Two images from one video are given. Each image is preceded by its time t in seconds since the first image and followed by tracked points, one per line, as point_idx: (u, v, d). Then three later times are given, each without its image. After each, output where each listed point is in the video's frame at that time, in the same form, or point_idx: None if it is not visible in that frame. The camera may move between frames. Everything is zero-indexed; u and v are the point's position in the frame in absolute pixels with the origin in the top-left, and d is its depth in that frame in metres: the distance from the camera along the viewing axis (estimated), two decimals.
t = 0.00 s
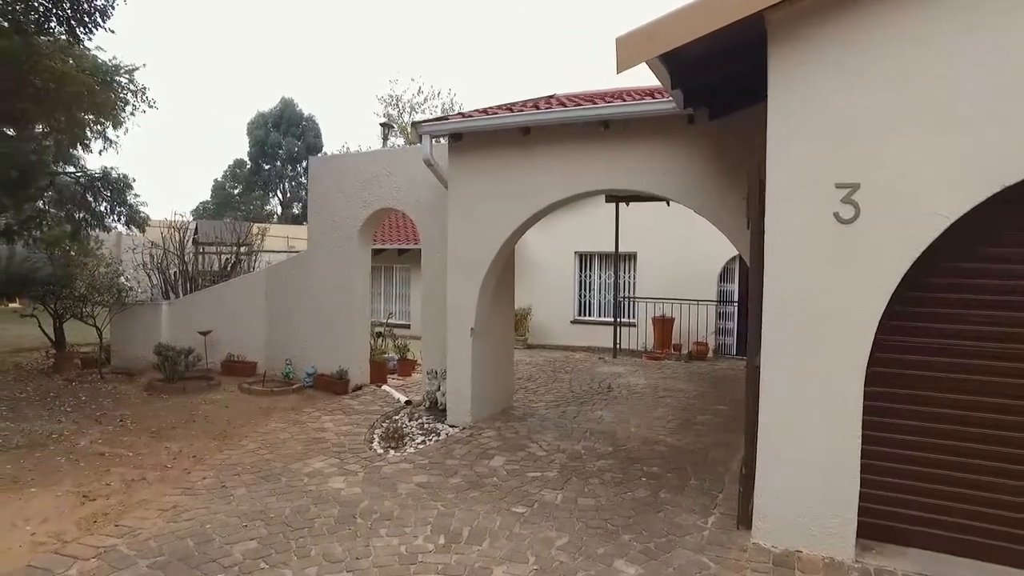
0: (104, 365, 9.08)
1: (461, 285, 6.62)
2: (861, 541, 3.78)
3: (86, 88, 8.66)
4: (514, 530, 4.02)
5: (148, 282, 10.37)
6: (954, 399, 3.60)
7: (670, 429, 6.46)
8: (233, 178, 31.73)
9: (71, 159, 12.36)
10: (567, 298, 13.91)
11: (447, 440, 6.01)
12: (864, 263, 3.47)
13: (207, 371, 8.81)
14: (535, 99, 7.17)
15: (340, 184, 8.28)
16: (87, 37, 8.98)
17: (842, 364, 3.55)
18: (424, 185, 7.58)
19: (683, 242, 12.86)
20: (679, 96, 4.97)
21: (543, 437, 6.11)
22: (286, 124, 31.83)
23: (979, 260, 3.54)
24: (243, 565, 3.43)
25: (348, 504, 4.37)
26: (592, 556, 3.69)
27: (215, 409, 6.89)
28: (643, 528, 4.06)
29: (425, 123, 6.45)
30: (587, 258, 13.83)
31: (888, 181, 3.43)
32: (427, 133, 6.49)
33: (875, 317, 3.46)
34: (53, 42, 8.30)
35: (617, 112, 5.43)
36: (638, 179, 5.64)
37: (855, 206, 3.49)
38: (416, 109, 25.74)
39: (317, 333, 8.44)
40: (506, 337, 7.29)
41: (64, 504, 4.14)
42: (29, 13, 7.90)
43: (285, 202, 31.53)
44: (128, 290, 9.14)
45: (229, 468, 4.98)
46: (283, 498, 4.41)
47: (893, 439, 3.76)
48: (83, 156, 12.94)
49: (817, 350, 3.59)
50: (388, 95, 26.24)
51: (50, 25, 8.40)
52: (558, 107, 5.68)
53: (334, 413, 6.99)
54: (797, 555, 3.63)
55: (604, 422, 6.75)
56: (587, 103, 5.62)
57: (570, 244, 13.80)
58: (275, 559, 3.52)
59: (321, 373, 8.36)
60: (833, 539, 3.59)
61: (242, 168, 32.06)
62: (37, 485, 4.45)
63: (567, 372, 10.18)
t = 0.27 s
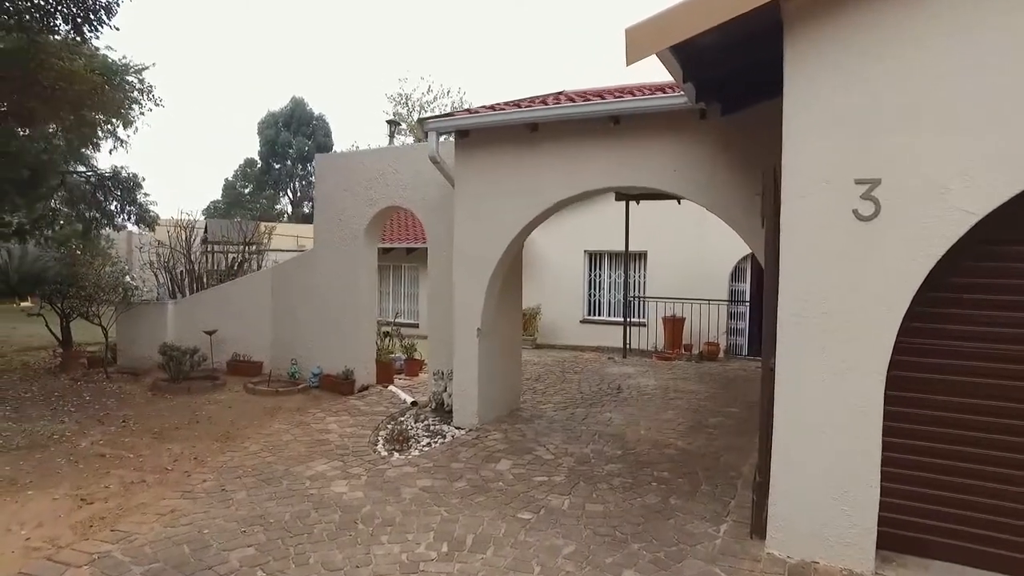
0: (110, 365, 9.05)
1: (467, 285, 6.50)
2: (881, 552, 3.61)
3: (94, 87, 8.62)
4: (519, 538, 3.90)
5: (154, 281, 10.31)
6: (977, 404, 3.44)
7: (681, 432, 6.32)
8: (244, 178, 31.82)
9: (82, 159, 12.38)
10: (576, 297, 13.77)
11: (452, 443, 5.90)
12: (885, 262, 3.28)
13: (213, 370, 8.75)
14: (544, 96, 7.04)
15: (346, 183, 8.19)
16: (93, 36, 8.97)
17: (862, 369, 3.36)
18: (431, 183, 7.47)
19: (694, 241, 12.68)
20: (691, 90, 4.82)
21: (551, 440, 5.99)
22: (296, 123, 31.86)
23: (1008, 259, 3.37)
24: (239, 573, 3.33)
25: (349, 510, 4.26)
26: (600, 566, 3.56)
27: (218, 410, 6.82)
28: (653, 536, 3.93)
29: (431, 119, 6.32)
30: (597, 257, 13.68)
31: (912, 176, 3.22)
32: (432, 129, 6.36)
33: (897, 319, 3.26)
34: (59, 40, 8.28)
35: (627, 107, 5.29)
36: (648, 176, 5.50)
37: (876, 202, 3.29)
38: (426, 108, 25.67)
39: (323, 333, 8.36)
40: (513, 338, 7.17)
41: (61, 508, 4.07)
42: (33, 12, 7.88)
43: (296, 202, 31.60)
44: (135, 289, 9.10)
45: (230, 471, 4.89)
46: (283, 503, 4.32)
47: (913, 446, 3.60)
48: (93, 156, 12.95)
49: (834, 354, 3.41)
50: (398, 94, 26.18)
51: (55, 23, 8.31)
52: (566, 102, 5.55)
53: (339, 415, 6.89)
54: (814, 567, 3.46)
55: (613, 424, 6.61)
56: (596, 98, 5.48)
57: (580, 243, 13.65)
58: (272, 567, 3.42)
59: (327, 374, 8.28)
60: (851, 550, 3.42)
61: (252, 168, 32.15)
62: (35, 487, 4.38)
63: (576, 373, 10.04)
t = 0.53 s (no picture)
0: (116, 364, 9.00)
1: (474, 284, 6.37)
2: (906, 566, 3.43)
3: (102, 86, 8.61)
4: (525, 546, 3.76)
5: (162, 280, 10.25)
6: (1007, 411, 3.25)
7: (693, 435, 6.15)
8: (255, 177, 31.88)
9: (92, 158, 12.38)
10: (586, 296, 13.60)
11: (458, 446, 5.77)
12: (910, 260, 3.09)
13: (218, 370, 8.68)
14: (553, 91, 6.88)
15: (351, 180, 8.09)
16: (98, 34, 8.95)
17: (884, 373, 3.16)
18: (438, 181, 7.34)
19: (706, 240, 12.48)
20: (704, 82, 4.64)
21: (559, 443, 5.84)
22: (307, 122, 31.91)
23: None
24: None
25: (351, 516, 4.14)
26: None
27: (222, 411, 6.73)
28: (664, 546, 3.77)
29: (436, 114, 6.18)
30: (607, 256, 13.50)
31: (939, 169, 3.03)
32: (438, 125, 6.22)
33: (923, 321, 3.06)
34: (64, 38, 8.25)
35: (637, 101, 5.13)
36: (659, 173, 5.34)
37: (899, 197, 3.10)
38: (436, 106, 25.56)
39: (329, 333, 8.27)
40: (521, 338, 7.03)
41: (56, 512, 3.97)
42: (37, 9, 7.86)
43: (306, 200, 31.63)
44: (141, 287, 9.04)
45: (231, 474, 4.79)
46: (283, 508, 4.20)
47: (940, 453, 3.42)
48: (104, 155, 12.96)
49: (855, 358, 3.21)
50: (408, 92, 26.08)
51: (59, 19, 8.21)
52: (575, 97, 5.40)
53: (344, 416, 6.78)
54: None
55: (623, 427, 6.46)
56: (606, 92, 5.33)
57: (590, 241, 13.49)
58: None
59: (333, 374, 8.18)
60: (873, 564, 3.22)
61: (263, 166, 32.21)
62: (31, 490, 4.29)
63: (586, 373, 9.88)
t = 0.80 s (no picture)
0: (118, 362, 8.94)
1: (477, 281, 6.23)
2: None
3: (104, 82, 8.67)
4: (526, 553, 3.62)
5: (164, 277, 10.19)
6: None
7: (702, 436, 5.99)
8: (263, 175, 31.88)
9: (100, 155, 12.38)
10: (594, 294, 13.43)
11: (461, 447, 5.64)
12: (932, 254, 2.90)
13: (220, 368, 8.59)
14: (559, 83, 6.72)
15: (354, 176, 7.97)
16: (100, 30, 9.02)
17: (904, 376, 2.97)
18: (442, 176, 7.20)
19: (716, 237, 12.28)
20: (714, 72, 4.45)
21: (564, 444, 5.69)
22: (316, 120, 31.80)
23: None
24: None
25: (347, 519, 4.01)
26: None
27: (222, 410, 6.64)
28: (671, 554, 3.62)
29: (439, 108, 6.03)
30: (615, 253, 13.33)
31: (964, 156, 2.82)
32: (440, 118, 6.07)
33: (946, 320, 2.87)
34: (64, 33, 8.35)
35: (646, 92, 4.97)
36: (669, 166, 5.17)
37: (921, 188, 2.91)
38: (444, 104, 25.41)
39: (332, 330, 8.16)
40: (526, 336, 6.89)
41: (45, 514, 3.87)
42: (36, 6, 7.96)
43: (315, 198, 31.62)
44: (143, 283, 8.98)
45: (226, 476, 4.67)
46: (278, 511, 4.08)
47: (962, 459, 3.20)
48: (112, 153, 12.97)
49: (873, 359, 3.03)
50: (416, 89, 25.95)
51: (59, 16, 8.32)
52: (580, 88, 5.24)
53: (345, 415, 6.67)
54: None
55: (630, 427, 6.30)
56: (613, 83, 5.17)
57: (597, 239, 13.31)
58: None
59: (336, 372, 8.07)
60: None
61: (272, 165, 32.22)
62: (21, 491, 4.19)
63: (593, 372, 9.72)
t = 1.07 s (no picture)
0: (121, 361, 8.88)
1: (480, 279, 6.10)
2: None
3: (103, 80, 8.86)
4: (527, 561, 3.49)
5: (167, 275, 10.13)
6: None
7: (711, 439, 5.83)
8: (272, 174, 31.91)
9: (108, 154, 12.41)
10: (602, 293, 13.28)
11: (462, 449, 5.51)
12: (954, 250, 2.73)
13: (223, 367, 8.51)
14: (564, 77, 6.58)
15: (357, 172, 7.86)
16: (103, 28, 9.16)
17: (924, 380, 2.81)
18: (445, 173, 7.08)
19: (725, 235, 12.09)
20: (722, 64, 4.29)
21: (568, 447, 5.55)
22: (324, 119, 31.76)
23: None
24: None
25: (343, 524, 3.89)
26: None
27: (222, 409, 6.56)
28: (677, 563, 3.48)
29: (441, 102, 5.90)
30: (623, 252, 13.16)
31: (990, 148, 2.66)
32: (443, 113, 5.94)
33: (969, 321, 2.71)
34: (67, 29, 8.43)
35: (653, 86, 4.83)
36: (676, 161, 5.02)
37: (942, 181, 2.74)
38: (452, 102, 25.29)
39: (335, 329, 8.06)
40: (531, 336, 6.76)
41: (34, 517, 3.78)
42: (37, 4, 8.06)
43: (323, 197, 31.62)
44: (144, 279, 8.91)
45: (222, 478, 4.58)
46: (273, 515, 3.98)
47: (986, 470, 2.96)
48: (121, 152, 13.01)
49: (890, 361, 2.87)
50: (423, 87, 25.86)
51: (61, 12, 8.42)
52: (585, 81, 5.10)
53: (346, 416, 6.56)
54: None
55: (637, 429, 6.15)
56: (619, 75, 5.03)
57: (605, 237, 13.16)
58: None
59: (338, 372, 7.98)
60: None
61: (280, 164, 32.25)
62: (13, 493, 4.11)
63: (599, 372, 9.57)
